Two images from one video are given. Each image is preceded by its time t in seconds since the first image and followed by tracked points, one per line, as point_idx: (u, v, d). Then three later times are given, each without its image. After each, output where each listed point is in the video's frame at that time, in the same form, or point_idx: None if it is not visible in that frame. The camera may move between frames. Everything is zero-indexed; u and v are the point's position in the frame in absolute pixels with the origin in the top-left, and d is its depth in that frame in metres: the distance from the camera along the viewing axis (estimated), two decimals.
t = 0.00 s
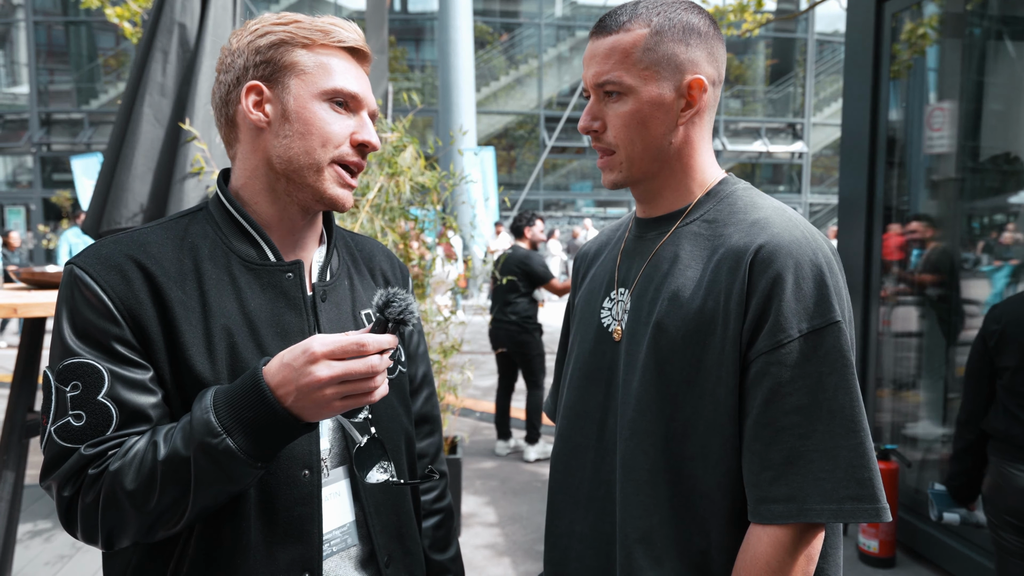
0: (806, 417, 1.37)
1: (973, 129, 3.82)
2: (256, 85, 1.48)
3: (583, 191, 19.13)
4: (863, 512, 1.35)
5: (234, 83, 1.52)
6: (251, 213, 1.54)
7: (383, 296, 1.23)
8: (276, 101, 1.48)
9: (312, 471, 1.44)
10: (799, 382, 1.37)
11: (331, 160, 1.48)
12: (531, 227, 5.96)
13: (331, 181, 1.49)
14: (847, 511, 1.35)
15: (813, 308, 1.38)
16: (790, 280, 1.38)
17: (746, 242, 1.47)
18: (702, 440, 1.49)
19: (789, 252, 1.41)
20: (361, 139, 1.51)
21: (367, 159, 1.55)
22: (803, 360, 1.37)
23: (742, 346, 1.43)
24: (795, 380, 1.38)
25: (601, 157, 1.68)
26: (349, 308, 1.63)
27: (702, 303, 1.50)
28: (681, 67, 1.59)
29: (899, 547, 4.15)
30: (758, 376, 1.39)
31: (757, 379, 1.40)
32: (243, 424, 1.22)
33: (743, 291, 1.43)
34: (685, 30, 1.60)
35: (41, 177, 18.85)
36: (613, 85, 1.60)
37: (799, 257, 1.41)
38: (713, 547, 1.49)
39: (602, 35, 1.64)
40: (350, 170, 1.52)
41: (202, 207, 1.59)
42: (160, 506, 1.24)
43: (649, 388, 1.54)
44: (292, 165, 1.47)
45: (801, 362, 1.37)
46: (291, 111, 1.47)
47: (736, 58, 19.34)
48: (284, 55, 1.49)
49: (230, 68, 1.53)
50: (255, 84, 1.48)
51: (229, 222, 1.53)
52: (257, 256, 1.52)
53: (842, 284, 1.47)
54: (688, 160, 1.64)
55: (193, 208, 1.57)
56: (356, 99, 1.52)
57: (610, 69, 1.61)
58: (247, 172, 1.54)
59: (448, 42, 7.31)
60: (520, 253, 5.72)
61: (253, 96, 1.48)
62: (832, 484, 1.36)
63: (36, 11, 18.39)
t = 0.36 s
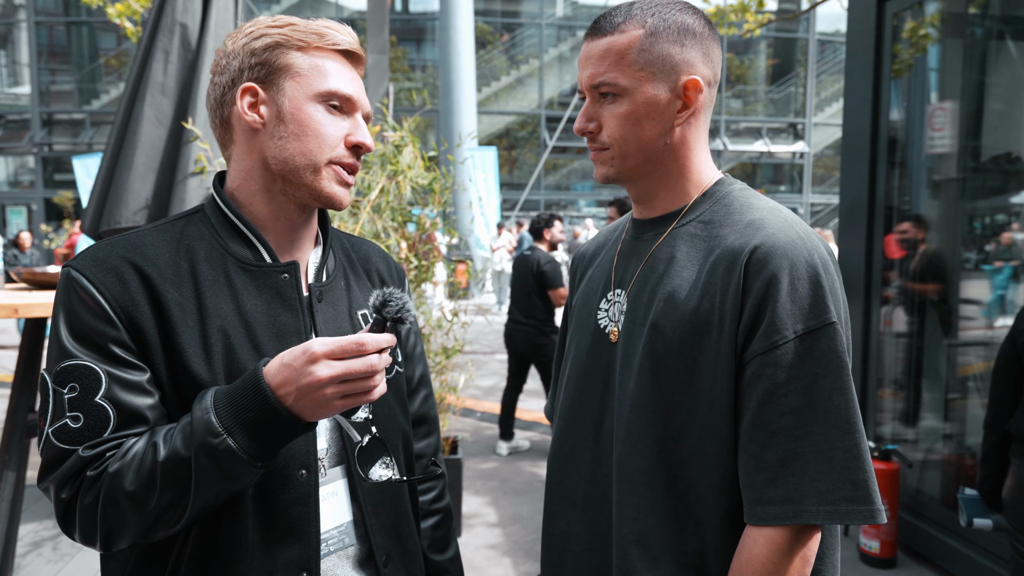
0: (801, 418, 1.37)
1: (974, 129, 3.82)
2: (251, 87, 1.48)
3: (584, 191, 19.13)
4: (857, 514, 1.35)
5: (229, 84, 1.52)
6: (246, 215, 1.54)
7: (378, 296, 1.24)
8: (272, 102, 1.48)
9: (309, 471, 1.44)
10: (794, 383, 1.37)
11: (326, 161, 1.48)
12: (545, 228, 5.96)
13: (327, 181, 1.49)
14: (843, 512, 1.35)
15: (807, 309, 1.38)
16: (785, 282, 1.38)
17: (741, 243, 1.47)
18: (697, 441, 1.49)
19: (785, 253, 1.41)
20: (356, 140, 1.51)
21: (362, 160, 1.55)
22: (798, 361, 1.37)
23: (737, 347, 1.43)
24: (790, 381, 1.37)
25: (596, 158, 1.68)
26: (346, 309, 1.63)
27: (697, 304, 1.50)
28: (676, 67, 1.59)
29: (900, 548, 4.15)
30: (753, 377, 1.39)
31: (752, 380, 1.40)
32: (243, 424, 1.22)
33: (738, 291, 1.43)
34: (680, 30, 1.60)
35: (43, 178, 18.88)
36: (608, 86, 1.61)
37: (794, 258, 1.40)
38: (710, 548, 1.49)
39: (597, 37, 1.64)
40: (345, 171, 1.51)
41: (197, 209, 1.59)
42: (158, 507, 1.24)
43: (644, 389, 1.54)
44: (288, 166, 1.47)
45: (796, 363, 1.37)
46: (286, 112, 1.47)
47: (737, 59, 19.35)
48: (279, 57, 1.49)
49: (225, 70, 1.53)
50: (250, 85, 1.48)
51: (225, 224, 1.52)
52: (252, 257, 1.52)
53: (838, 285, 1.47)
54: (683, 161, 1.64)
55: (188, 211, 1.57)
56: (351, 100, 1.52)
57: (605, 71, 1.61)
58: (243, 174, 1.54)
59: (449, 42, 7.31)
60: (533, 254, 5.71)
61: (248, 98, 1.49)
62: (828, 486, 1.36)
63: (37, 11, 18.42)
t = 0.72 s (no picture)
0: (798, 419, 1.37)
1: (976, 129, 3.81)
2: (244, 85, 1.47)
3: (585, 191, 19.13)
4: (853, 515, 1.35)
5: (221, 84, 1.51)
6: (241, 213, 1.53)
7: (374, 288, 1.24)
8: (265, 101, 1.48)
9: (306, 469, 1.44)
10: (790, 383, 1.37)
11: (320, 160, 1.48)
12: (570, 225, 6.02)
13: (321, 180, 1.48)
14: (838, 514, 1.35)
15: (804, 310, 1.38)
16: (781, 281, 1.38)
17: (737, 243, 1.46)
18: (693, 442, 1.49)
19: (781, 253, 1.40)
20: (350, 139, 1.51)
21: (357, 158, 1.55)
22: (794, 362, 1.37)
23: (733, 347, 1.43)
24: (787, 382, 1.37)
25: (591, 157, 1.68)
26: (342, 307, 1.62)
27: (694, 304, 1.49)
28: (672, 66, 1.58)
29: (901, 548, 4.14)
30: (749, 378, 1.39)
31: (749, 381, 1.39)
32: (240, 419, 1.23)
33: (734, 292, 1.42)
34: (676, 29, 1.59)
35: (44, 177, 18.91)
36: (604, 85, 1.60)
37: (790, 257, 1.40)
38: (706, 550, 1.48)
39: (593, 35, 1.63)
40: (340, 170, 1.51)
41: (191, 208, 1.58)
42: (154, 506, 1.24)
43: (640, 389, 1.53)
44: (282, 165, 1.47)
45: (792, 364, 1.37)
46: (279, 111, 1.47)
47: (738, 59, 19.33)
48: (272, 56, 1.48)
49: (218, 70, 1.53)
50: (243, 84, 1.47)
51: (219, 223, 1.52)
52: (247, 256, 1.51)
53: (834, 284, 1.46)
54: (680, 160, 1.63)
55: (182, 210, 1.57)
56: (344, 99, 1.52)
57: (601, 70, 1.60)
58: (236, 173, 1.54)
59: (450, 42, 7.31)
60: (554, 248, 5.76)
61: (241, 97, 1.48)
62: (824, 487, 1.35)
63: (39, 11, 18.45)
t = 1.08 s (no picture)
0: (797, 419, 1.36)
1: (978, 129, 3.81)
2: (235, 84, 1.47)
3: (586, 191, 19.12)
4: (853, 516, 1.34)
5: (214, 81, 1.51)
6: (234, 213, 1.53)
7: (364, 291, 1.22)
8: (256, 99, 1.47)
9: (298, 471, 1.43)
10: (790, 383, 1.36)
11: (314, 159, 1.47)
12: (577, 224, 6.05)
13: (314, 180, 1.48)
14: (839, 515, 1.35)
15: (804, 310, 1.37)
16: (780, 281, 1.37)
17: (736, 242, 1.46)
18: (694, 442, 1.48)
19: (780, 252, 1.40)
20: (344, 137, 1.49)
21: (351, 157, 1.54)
22: (794, 362, 1.36)
23: (732, 347, 1.42)
24: (786, 382, 1.37)
25: (589, 156, 1.67)
26: (336, 307, 1.61)
27: (692, 304, 1.49)
28: (669, 64, 1.58)
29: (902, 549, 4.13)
30: (749, 378, 1.38)
31: (747, 381, 1.39)
32: (227, 423, 1.22)
33: (733, 291, 1.42)
34: (672, 26, 1.58)
35: (45, 178, 18.92)
36: (601, 84, 1.60)
37: (789, 257, 1.40)
38: (705, 551, 1.48)
39: (589, 33, 1.63)
40: (334, 169, 1.50)
41: (185, 208, 1.58)
42: (144, 508, 1.24)
43: (639, 389, 1.53)
44: (274, 164, 1.47)
45: (792, 364, 1.36)
46: (271, 109, 1.46)
47: (739, 59, 19.33)
48: (263, 53, 1.47)
49: (210, 67, 1.52)
50: (235, 82, 1.47)
51: (213, 224, 1.52)
52: (240, 256, 1.51)
53: (834, 285, 1.46)
54: (678, 158, 1.63)
55: (176, 209, 1.57)
56: (337, 96, 1.50)
57: (598, 68, 1.60)
58: (229, 173, 1.53)
59: (449, 42, 7.31)
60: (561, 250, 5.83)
61: (233, 96, 1.48)
62: (823, 487, 1.35)
63: (40, 12, 18.47)
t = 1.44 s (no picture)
0: (789, 411, 1.36)
1: (978, 129, 3.80)
2: (233, 84, 1.47)
3: (586, 191, 19.13)
4: (846, 506, 1.35)
5: (211, 81, 1.51)
6: (231, 214, 1.53)
7: (367, 297, 1.23)
8: (254, 101, 1.47)
9: (297, 471, 1.43)
10: (786, 374, 1.35)
11: (313, 162, 1.47)
12: (578, 224, 6.03)
13: (312, 182, 1.48)
14: (831, 506, 1.34)
15: (801, 301, 1.36)
16: (778, 271, 1.37)
17: (738, 234, 1.45)
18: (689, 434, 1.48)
19: (779, 243, 1.39)
20: (342, 139, 1.49)
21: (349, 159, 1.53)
22: (789, 352, 1.35)
23: (728, 338, 1.41)
24: (781, 372, 1.36)
25: (605, 171, 1.63)
26: (334, 307, 1.61)
27: (694, 298, 1.49)
28: (679, 70, 1.58)
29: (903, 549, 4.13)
30: (743, 368, 1.38)
31: (741, 370, 1.38)
32: (230, 426, 1.22)
33: (730, 282, 1.42)
34: (674, 31, 1.58)
35: (46, 178, 18.95)
36: (619, 96, 1.55)
37: (790, 248, 1.38)
38: (708, 550, 1.47)
39: (593, 44, 1.58)
40: (332, 172, 1.50)
41: (183, 208, 1.58)
42: (147, 510, 1.24)
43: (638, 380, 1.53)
44: (273, 166, 1.46)
45: (787, 354, 1.35)
46: (269, 112, 1.46)
47: (740, 59, 19.32)
48: (261, 53, 1.46)
49: (207, 66, 1.52)
50: (232, 83, 1.46)
51: (210, 224, 1.52)
52: (239, 257, 1.51)
53: (836, 279, 1.44)
54: (692, 162, 1.63)
55: (173, 210, 1.56)
56: (337, 98, 1.50)
57: (614, 80, 1.55)
58: (227, 173, 1.53)
59: (450, 42, 7.31)
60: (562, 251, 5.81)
61: (230, 96, 1.47)
62: (814, 480, 1.34)
63: (41, 13, 18.52)
